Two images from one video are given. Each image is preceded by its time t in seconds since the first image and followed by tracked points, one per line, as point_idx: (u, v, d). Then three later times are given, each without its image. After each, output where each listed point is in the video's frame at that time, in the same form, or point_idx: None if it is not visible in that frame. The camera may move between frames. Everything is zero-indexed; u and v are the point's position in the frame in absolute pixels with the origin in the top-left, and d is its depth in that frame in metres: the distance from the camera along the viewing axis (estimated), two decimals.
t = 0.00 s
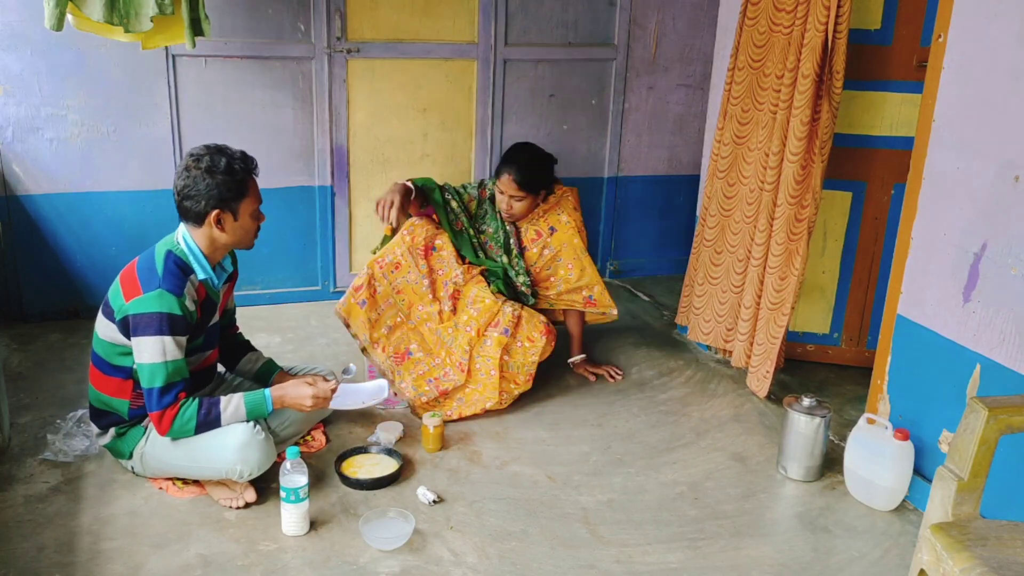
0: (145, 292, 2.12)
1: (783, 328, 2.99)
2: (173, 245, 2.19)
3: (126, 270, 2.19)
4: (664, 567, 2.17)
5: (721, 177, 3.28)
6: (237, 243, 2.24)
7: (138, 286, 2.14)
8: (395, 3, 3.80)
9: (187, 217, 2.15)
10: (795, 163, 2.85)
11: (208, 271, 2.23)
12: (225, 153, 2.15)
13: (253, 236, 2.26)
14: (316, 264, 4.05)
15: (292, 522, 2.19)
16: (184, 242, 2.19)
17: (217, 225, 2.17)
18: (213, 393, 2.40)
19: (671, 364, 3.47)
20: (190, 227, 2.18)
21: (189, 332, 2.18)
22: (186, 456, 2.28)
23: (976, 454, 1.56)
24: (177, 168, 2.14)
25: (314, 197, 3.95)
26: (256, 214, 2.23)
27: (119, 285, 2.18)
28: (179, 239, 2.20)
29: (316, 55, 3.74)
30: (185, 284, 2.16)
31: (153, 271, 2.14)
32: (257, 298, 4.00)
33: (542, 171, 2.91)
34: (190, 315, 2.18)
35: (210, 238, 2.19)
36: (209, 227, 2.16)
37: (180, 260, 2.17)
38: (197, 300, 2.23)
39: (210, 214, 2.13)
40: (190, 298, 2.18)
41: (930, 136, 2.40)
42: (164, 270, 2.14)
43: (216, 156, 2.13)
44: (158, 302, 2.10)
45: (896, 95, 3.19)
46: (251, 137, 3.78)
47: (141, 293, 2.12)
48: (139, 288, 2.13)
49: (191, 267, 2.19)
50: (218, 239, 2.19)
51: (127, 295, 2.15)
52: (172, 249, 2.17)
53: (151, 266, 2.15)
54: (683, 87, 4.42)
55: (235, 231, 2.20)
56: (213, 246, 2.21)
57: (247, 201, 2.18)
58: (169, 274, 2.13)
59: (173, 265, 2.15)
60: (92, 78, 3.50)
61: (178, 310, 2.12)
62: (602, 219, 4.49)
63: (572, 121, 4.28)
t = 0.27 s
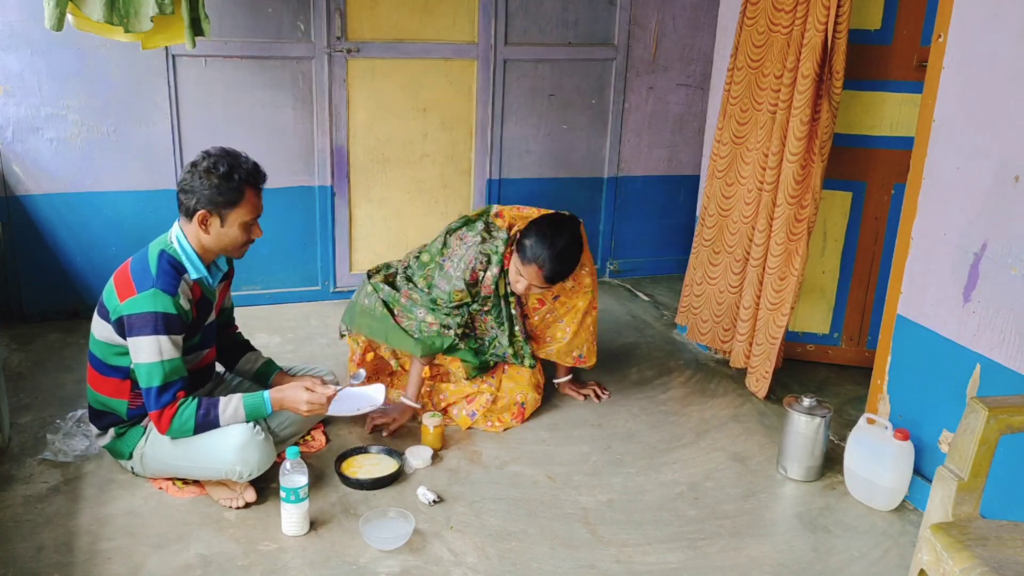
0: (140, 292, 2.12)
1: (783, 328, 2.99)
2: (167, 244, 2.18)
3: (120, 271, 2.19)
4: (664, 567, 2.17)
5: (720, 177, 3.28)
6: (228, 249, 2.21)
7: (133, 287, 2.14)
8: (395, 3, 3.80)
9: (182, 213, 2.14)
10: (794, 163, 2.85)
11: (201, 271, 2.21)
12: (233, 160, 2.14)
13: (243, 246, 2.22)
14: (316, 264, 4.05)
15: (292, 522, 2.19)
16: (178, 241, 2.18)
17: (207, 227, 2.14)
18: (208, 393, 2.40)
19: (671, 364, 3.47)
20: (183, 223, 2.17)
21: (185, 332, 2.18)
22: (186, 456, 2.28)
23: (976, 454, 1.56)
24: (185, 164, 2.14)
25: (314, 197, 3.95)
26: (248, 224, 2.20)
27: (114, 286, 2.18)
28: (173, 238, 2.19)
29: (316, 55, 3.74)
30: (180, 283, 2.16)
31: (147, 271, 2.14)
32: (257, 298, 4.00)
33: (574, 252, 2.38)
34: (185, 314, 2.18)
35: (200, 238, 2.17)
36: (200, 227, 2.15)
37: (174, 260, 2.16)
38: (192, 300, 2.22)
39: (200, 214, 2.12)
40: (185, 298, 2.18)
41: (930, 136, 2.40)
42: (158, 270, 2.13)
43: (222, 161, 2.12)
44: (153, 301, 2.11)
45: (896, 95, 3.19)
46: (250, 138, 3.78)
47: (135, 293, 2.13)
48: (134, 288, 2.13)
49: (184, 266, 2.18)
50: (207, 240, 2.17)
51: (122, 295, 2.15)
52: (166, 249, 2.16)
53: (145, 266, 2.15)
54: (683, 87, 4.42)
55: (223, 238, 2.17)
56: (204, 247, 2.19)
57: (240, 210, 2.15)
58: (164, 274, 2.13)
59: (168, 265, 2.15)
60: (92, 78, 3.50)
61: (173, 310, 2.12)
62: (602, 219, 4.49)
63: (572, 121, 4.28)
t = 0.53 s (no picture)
0: (134, 293, 2.12)
1: (783, 328, 2.99)
2: (159, 244, 2.19)
3: (114, 272, 2.20)
4: (664, 567, 2.17)
5: (721, 177, 3.28)
6: (216, 247, 2.21)
7: (127, 288, 2.15)
8: (395, 3, 3.80)
9: (168, 212, 2.16)
10: (795, 163, 2.85)
11: (194, 269, 2.21)
12: (212, 157, 2.14)
13: (231, 245, 2.21)
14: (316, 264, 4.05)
15: (292, 522, 2.19)
16: (169, 241, 2.19)
17: (193, 226, 2.15)
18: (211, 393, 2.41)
19: (671, 364, 3.47)
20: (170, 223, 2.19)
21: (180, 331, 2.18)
22: (186, 456, 2.28)
23: (976, 454, 1.56)
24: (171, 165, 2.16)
25: (314, 197, 3.95)
26: (235, 222, 2.19)
27: (109, 288, 2.18)
28: (163, 238, 2.20)
29: (316, 55, 3.74)
30: (174, 282, 2.16)
31: (141, 271, 2.15)
32: (257, 298, 4.00)
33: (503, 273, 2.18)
34: (180, 313, 2.18)
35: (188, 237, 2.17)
36: (186, 227, 2.16)
37: (166, 260, 2.17)
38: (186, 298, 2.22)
39: (182, 213, 2.13)
40: (180, 297, 2.18)
41: (930, 136, 2.40)
42: (150, 269, 2.14)
43: (201, 159, 2.12)
44: (147, 301, 2.11)
45: (896, 95, 3.19)
46: (250, 138, 3.78)
47: (129, 293, 2.13)
48: (128, 289, 2.14)
49: (176, 265, 2.18)
50: (193, 240, 2.17)
51: (116, 296, 2.16)
52: (158, 248, 2.17)
53: (138, 267, 2.16)
54: (683, 87, 4.42)
55: (207, 236, 2.17)
56: (193, 246, 2.19)
57: (221, 208, 2.14)
58: (157, 274, 2.14)
59: (159, 264, 2.15)
60: (92, 78, 3.50)
61: (167, 309, 2.13)
62: (602, 219, 4.49)
63: (572, 121, 4.28)
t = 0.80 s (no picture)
0: (120, 296, 2.12)
1: (783, 328, 2.99)
2: (138, 245, 2.18)
3: (97, 277, 2.20)
4: (664, 567, 2.17)
5: (721, 177, 3.28)
6: (203, 242, 2.22)
7: (112, 292, 2.15)
8: (395, 3, 3.80)
9: (156, 210, 2.15)
10: (794, 163, 2.85)
11: (177, 267, 2.20)
12: (204, 151, 2.16)
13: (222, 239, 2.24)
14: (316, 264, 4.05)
15: (292, 522, 2.19)
16: (150, 241, 2.19)
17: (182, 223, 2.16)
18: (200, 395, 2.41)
19: (671, 364, 3.47)
20: (154, 222, 2.19)
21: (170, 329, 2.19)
22: (186, 456, 2.28)
23: (976, 454, 1.56)
24: (157, 159, 2.16)
25: (314, 197, 3.95)
26: (226, 216, 2.21)
27: (94, 292, 2.19)
28: (144, 237, 2.20)
29: (316, 55, 3.74)
30: (158, 282, 2.16)
31: (124, 274, 2.14)
32: (257, 298, 4.00)
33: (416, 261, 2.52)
34: (168, 312, 2.18)
35: (174, 235, 2.18)
36: (174, 225, 2.16)
37: (148, 260, 2.17)
38: (172, 297, 2.22)
39: (176, 208, 2.13)
40: (166, 295, 2.18)
41: (930, 136, 2.40)
42: (133, 271, 2.14)
43: (194, 153, 2.13)
44: (133, 303, 2.11)
45: (896, 95, 3.19)
46: (250, 138, 3.78)
47: (115, 296, 2.13)
48: (114, 292, 2.14)
49: (159, 264, 2.18)
50: (182, 236, 2.18)
51: (102, 300, 2.16)
52: (139, 249, 2.17)
53: (121, 269, 2.16)
54: (683, 87, 4.42)
55: (200, 231, 2.18)
56: (178, 244, 2.20)
57: (217, 203, 2.17)
58: (140, 275, 2.14)
59: (142, 264, 2.15)
60: (92, 78, 3.50)
61: (155, 309, 2.13)
62: (602, 219, 4.49)
63: (572, 121, 4.28)
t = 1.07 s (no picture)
0: (107, 282, 2.13)
1: (780, 329, 2.98)
2: (142, 237, 2.20)
3: (97, 262, 2.21)
4: (664, 567, 2.17)
5: (720, 177, 3.28)
6: (201, 247, 2.19)
7: (103, 277, 2.17)
8: (395, 3, 3.80)
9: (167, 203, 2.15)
10: (794, 163, 2.85)
11: (174, 265, 2.21)
12: (227, 164, 2.14)
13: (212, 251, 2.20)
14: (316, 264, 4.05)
15: (292, 522, 2.19)
16: (152, 235, 2.20)
17: (184, 221, 2.14)
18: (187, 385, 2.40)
19: (671, 364, 3.47)
20: (163, 217, 2.19)
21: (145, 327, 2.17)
22: (185, 455, 2.28)
23: (976, 454, 1.56)
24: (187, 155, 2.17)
25: (314, 197, 3.95)
26: (223, 230, 2.17)
27: (89, 275, 2.21)
28: (147, 232, 2.21)
29: (316, 55, 3.74)
30: (148, 278, 2.16)
31: (120, 263, 2.16)
32: (257, 298, 4.00)
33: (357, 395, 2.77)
34: (151, 310, 2.18)
35: (174, 231, 2.18)
36: (177, 222, 2.15)
37: (146, 253, 2.18)
38: (162, 294, 2.22)
39: (179, 203, 2.11)
40: (153, 292, 2.18)
41: (930, 136, 2.40)
42: (128, 262, 2.15)
43: (215, 162, 2.12)
44: (116, 293, 2.12)
45: (896, 95, 3.19)
46: (250, 138, 3.78)
47: (103, 282, 2.14)
48: (103, 278, 2.15)
49: (157, 260, 2.19)
50: (180, 234, 2.17)
51: (91, 284, 2.17)
52: (140, 242, 2.18)
53: (117, 259, 2.17)
54: (682, 87, 4.42)
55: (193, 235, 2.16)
56: (176, 241, 2.20)
57: (215, 215, 2.12)
58: (134, 266, 2.15)
59: (138, 259, 2.16)
60: (92, 77, 3.50)
61: (136, 305, 2.13)
62: (602, 219, 4.49)
63: (572, 121, 4.28)
